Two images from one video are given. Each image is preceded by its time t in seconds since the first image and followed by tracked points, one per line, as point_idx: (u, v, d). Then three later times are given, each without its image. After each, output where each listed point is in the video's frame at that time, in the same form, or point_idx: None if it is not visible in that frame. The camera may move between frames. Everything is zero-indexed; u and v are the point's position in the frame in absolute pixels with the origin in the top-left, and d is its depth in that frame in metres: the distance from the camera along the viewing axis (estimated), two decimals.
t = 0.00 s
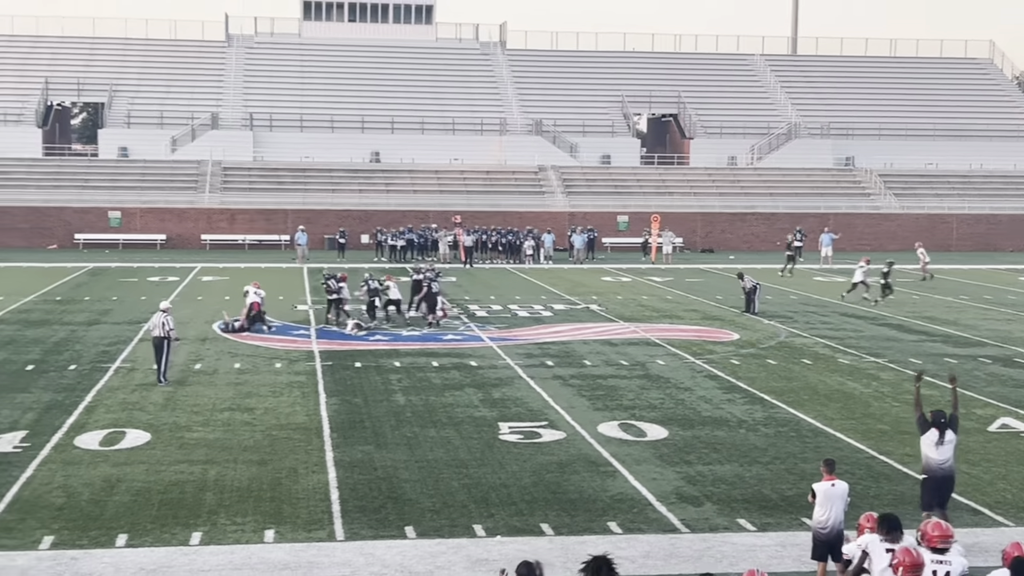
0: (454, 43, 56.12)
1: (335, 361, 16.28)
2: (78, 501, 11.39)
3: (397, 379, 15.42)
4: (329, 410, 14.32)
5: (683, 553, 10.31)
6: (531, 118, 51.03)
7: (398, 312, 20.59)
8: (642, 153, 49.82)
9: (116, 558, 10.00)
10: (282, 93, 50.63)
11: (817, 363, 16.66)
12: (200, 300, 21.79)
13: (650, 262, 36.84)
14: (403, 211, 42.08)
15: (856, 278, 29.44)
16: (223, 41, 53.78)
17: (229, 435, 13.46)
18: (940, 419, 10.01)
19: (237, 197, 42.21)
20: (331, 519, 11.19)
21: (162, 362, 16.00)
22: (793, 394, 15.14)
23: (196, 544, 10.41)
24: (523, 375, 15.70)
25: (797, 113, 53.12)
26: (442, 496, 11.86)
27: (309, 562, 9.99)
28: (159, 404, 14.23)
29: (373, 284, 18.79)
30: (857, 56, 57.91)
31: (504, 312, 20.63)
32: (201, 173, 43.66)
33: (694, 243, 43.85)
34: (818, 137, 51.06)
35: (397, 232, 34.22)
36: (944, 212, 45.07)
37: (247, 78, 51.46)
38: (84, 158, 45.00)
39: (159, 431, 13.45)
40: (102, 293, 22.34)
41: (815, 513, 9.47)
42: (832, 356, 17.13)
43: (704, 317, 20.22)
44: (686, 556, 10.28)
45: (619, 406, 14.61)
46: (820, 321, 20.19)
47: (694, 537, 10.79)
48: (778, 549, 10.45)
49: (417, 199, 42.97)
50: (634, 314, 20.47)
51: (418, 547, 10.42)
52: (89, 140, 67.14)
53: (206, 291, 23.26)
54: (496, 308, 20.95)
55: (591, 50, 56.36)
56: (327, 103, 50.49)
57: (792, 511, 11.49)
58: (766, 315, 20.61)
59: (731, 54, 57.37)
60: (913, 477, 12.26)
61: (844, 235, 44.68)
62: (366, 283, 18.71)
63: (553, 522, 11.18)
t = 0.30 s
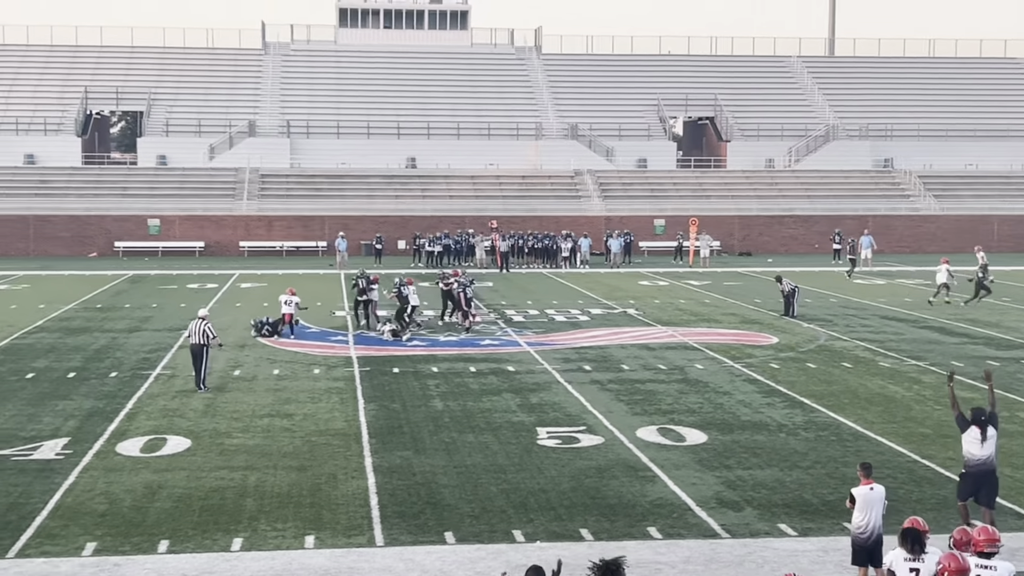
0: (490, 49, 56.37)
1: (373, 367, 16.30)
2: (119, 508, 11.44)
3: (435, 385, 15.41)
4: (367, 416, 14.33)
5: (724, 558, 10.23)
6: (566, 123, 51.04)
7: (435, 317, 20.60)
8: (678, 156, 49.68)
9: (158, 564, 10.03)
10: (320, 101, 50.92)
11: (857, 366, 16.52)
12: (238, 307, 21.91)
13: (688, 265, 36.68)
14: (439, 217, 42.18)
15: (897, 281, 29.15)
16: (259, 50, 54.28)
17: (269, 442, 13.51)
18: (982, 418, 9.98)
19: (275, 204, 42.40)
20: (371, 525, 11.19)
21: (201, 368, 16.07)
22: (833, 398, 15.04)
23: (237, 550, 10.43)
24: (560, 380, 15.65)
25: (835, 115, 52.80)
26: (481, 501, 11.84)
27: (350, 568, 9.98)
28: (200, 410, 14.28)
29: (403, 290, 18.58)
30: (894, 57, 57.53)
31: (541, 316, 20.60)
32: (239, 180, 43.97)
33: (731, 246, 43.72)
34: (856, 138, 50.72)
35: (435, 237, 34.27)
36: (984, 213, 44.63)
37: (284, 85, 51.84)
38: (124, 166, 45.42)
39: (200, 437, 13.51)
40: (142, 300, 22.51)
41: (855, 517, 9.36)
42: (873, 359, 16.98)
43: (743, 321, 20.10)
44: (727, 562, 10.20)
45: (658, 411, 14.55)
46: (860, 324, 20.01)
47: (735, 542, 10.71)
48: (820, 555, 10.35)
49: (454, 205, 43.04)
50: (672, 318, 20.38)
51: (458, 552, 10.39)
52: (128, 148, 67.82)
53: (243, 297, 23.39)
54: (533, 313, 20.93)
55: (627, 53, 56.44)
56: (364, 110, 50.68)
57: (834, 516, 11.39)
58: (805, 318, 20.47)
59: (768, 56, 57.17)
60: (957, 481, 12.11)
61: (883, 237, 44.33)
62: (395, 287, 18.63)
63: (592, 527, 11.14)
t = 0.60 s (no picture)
0: (528, 54, 56.68)
1: (414, 371, 16.33)
2: (164, 513, 11.52)
3: (476, 390, 15.41)
4: (408, 421, 14.36)
5: (767, 563, 10.16)
6: (605, 127, 51.02)
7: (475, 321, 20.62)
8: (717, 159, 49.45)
9: (203, 568, 10.08)
10: (359, 107, 51.20)
11: (901, 369, 16.38)
12: (279, 313, 22.04)
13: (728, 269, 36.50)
14: (478, 221, 42.18)
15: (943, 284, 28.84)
16: (299, 57, 54.80)
17: (311, 446, 13.56)
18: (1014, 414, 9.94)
19: (315, 211, 42.64)
20: (413, 529, 11.20)
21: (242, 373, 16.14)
22: (876, 401, 14.92)
23: (280, 555, 10.47)
24: (601, 384, 15.61)
25: (877, 117, 52.44)
26: (522, 506, 11.83)
27: (393, 573, 9.99)
28: (243, 416, 14.37)
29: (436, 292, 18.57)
30: (936, 58, 57.14)
31: (581, 321, 20.58)
32: (280, 186, 44.30)
33: (772, 249, 43.35)
34: (899, 140, 50.33)
35: (474, 242, 34.25)
36: None
37: (324, 92, 52.27)
38: (168, 173, 45.89)
39: (243, 442, 13.59)
40: (184, 306, 22.70)
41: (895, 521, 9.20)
42: (916, 362, 16.83)
43: (784, 324, 19.97)
44: (771, 566, 10.12)
45: (699, 415, 14.48)
46: (903, 327, 19.83)
47: (778, 547, 10.63)
48: (865, 559, 10.25)
49: (494, 210, 43.06)
50: (713, 322, 20.30)
51: (501, 556, 10.37)
52: (170, 156, 68.59)
53: (284, 303, 23.55)
54: (573, 317, 20.91)
55: (666, 57, 56.59)
56: (405, 115, 50.91)
57: (878, 521, 11.29)
58: (847, 322, 20.33)
59: (809, 58, 56.97)
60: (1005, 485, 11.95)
61: (925, 239, 43.89)
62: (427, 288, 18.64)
63: (634, 532, 11.10)
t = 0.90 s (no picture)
0: (576, 57, 56.86)
1: (464, 376, 16.35)
2: (217, 516, 11.56)
3: (526, 394, 15.39)
4: (459, 425, 14.36)
5: (821, 568, 10.01)
6: (654, 130, 50.91)
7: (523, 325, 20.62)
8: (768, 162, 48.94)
9: (258, 571, 10.09)
10: (408, 113, 51.53)
11: (956, 372, 16.17)
12: (330, 318, 22.18)
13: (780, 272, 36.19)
14: (527, 226, 42.12)
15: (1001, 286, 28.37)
16: (348, 63, 55.49)
17: (362, 451, 13.59)
18: None
19: (364, 216, 42.86)
20: (464, 533, 11.16)
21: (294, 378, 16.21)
22: (931, 405, 14.73)
23: (333, 558, 10.45)
24: (651, 388, 15.55)
25: (930, 118, 51.84)
26: (573, 510, 11.76)
27: None
28: (294, 420, 14.44)
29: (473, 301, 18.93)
30: (989, 58, 56.43)
31: (630, 325, 20.52)
32: (330, 192, 44.60)
33: (824, 251, 42.90)
34: (952, 141, 49.80)
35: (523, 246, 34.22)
36: None
37: (374, 99, 52.69)
38: (219, 180, 46.38)
39: (295, 447, 13.64)
40: (236, 311, 22.92)
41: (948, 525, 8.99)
42: (972, 366, 16.59)
43: (837, 327, 19.77)
44: (825, 571, 9.97)
45: (751, 419, 14.36)
46: (959, 330, 19.56)
47: (832, 551, 10.49)
48: (921, 564, 10.10)
49: (543, 214, 43.01)
50: (764, 325, 20.16)
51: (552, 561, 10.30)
52: (222, 163, 69.52)
53: (335, 308, 23.70)
54: (623, 321, 20.86)
55: (714, 60, 56.48)
56: (454, 122, 51.18)
57: (934, 525, 11.11)
58: (900, 324, 20.11)
59: (860, 60, 56.58)
60: None
61: (978, 241, 43.26)
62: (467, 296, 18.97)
63: (686, 536, 11.00)
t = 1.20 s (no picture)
0: (618, 60, 56.89)
1: (508, 379, 16.33)
2: (264, 519, 11.53)
3: (570, 397, 15.36)
4: (503, 428, 14.34)
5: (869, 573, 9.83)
6: (697, 132, 50.72)
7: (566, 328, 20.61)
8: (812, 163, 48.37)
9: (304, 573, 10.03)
10: (451, 119, 51.80)
11: (1005, 375, 15.98)
12: (373, 322, 22.27)
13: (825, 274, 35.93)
14: (570, 229, 42.05)
15: None
16: (392, 69, 56.08)
17: (408, 454, 13.58)
18: None
19: (408, 220, 42.96)
20: (509, 537, 11.06)
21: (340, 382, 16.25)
22: (979, 408, 14.57)
23: (379, 561, 10.37)
24: (696, 392, 15.48)
25: (976, 118, 51.25)
26: (618, 514, 11.62)
27: None
28: (340, 424, 14.48)
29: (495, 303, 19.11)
30: None
31: (674, 327, 20.48)
32: (374, 197, 44.78)
33: (870, 253, 42.51)
34: (999, 141, 49.16)
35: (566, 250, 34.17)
36: None
37: (417, 104, 53.06)
38: (264, 185, 46.74)
39: (340, 450, 13.65)
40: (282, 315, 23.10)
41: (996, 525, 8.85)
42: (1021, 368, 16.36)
43: (883, 329, 19.61)
44: None
45: (797, 422, 14.25)
46: (1008, 333, 19.31)
47: (879, 556, 10.31)
48: (970, 568, 9.91)
49: (586, 216, 42.89)
50: (809, 328, 20.03)
51: (597, 564, 10.18)
52: (266, 168, 70.29)
53: (379, 312, 23.81)
54: (666, 324, 20.81)
55: (756, 61, 56.24)
56: (496, 125, 51.32)
57: (983, 530, 10.91)
58: (948, 327, 19.91)
59: (905, 60, 56.15)
60: None
61: None
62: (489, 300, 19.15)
63: (732, 541, 10.85)
